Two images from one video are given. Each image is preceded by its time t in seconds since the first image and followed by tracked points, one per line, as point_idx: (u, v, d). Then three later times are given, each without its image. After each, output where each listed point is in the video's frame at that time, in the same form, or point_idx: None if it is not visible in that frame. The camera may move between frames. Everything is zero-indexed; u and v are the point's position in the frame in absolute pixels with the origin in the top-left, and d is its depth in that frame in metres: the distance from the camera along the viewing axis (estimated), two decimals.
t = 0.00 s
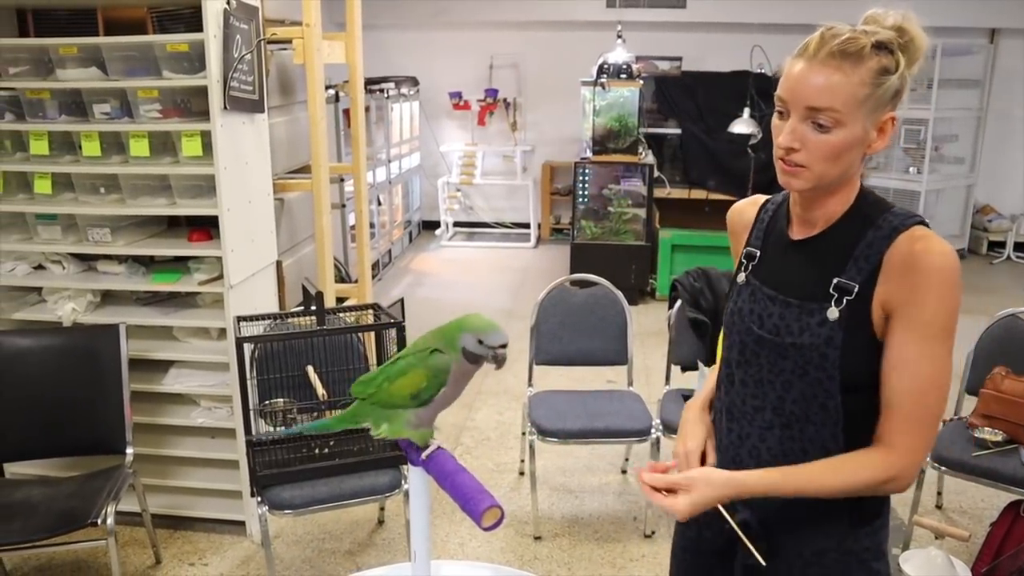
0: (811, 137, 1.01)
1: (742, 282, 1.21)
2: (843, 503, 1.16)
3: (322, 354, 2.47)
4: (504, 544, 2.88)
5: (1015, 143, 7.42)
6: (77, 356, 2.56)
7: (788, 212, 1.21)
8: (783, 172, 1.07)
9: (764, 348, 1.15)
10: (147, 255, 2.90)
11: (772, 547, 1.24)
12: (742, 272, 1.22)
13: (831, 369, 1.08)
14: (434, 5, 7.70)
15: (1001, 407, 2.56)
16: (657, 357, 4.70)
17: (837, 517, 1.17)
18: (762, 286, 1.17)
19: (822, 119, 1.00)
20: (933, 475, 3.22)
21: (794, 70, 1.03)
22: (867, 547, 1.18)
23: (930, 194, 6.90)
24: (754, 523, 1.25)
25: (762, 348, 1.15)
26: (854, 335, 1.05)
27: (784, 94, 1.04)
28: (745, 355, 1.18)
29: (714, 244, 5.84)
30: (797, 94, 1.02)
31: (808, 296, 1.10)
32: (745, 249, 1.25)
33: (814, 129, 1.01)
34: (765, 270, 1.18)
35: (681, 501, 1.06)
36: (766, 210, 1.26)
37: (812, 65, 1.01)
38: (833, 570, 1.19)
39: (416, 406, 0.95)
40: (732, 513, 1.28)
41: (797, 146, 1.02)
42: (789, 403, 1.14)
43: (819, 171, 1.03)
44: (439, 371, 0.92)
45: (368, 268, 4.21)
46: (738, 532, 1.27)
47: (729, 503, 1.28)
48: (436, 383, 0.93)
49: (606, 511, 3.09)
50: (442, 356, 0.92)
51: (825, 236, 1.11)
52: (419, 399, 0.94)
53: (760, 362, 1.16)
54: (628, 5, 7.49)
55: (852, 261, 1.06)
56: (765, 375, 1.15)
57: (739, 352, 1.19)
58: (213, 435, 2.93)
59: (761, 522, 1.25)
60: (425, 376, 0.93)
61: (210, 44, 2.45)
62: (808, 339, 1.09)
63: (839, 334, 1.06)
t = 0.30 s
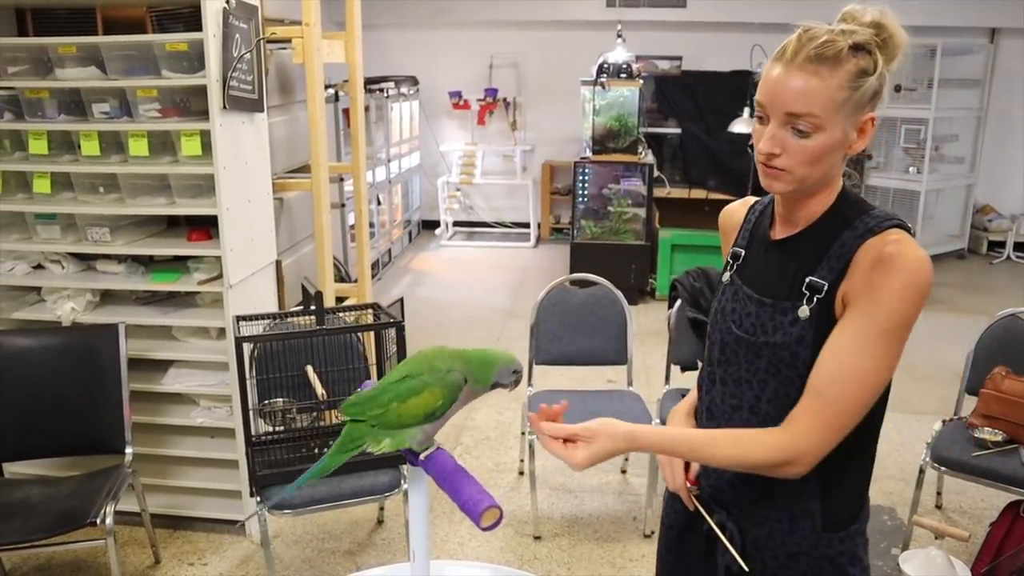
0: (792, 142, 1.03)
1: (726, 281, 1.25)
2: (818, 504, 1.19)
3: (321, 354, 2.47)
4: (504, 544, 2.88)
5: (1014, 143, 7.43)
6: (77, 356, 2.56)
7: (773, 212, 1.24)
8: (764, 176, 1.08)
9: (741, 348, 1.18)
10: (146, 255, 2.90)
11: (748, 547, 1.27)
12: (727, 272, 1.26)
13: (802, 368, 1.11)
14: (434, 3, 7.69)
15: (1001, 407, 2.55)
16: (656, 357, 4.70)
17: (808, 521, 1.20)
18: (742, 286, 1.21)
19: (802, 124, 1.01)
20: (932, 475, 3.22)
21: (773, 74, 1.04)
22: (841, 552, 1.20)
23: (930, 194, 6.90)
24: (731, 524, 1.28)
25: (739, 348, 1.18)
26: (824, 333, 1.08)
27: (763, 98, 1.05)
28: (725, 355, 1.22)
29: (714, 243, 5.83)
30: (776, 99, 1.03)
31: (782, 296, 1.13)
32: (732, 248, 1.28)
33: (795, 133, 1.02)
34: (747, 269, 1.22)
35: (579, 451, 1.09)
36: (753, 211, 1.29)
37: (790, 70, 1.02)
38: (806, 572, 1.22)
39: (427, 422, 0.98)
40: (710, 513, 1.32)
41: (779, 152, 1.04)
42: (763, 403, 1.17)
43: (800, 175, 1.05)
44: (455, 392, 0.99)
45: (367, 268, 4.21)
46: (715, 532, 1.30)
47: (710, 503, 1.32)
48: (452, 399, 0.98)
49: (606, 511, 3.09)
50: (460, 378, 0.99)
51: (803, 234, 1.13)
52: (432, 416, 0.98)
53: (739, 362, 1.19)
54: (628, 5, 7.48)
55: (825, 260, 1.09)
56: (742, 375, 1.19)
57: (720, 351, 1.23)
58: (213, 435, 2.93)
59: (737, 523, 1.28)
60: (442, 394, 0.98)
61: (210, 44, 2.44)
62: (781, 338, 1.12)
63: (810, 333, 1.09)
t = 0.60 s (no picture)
0: (773, 145, 1.03)
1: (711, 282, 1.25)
2: (802, 505, 1.19)
3: (321, 353, 2.46)
4: (504, 544, 2.87)
5: (1015, 142, 7.42)
6: (77, 355, 2.55)
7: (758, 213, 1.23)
8: (747, 179, 1.08)
9: (724, 349, 1.18)
10: (146, 255, 2.90)
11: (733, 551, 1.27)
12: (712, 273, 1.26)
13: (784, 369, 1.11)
14: (434, 2, 7.69)
15: (1001, 407, 2.55)
16: (656, 357, 4.70)
17: (793, 524, 1.20)
18: (726, 286, 1.21)
19: (783, 128, 1.01)
20: (932, 475, 3.22)
21: (752, 77, 1.03)
22: (825, 554, 1.20)
23: (931, 194, 6.89)
24: (715, 527, 1.28)
25: (722, 349, 1.18)
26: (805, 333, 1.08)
27: (743, 101, 1.04)
28: (709, 357, 1.21)
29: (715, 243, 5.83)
30: (756, 103, 1.02)
31: (765, 296, 1.13)
32: (718, 250, 1.28)
33: (776, 137, 1.02)
34: (731, 270, 1.22)
35: (545, 444, 1.09)
36: (739, 213, 1.29)
37: (768, 72, 1.01)
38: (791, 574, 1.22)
39: (431, 423, 0.99)
40: (694, 517, 1.32)
41: (761, 156, 1.04)
42: (746, 405, 1.16)
43: (782, 178, 1.05)
44: (462, 400, 1.03)
45: (367, 267, 4.21)
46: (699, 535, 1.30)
47: (696, 504, 1.32)
48: (457, 403, 1.02)
49: (606, 511, 3.09)
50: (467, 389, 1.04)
51: (785, 235, 1.13)
52: (437, 417, 0.99)
53: (722, 363, 1.19)
54: (628, 4, 7.47)
55: (807, 259, 1.08)
56: (725, 376, 1.19)
57: (704, 353, 1.23)
58: (212, 434, 2.93)
59: (721, 525, 1.28)
60: (451, 396, 1.01)
61: (210, 43, 2.44)
62: (763, 339, 1.12)
63: (792, 333, 1.09)
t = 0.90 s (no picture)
0: (768, 145, 1.02)
1: (703, 283, 1.25)
2: (798, 507, 1.18)
3: (320, 353, 2.46)
4: (504, 543, 2.87)
5: (1015, 142, 7.42)
6: (77, 354, 2.55)
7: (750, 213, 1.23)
8: (740, 180, 1.08)
9: (718, 350, 1.17)
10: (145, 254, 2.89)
11: (729, 552, 1.27)
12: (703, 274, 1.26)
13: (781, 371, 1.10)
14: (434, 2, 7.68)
15: (1002, 407, 2.54)
16: (656, 356, 4.70)
17: (789, 525, 1.19)
18: (719, 287, 1.20)
19: (777, 128, 1.01)
20: (932, 475, 3.22)
21: (745, 77, 1.03)
22: (822, 555, 1.19)
23: (931, 194, 6.89)
24: (711, 529, 1.27)
25: (716, 350, 1.18)
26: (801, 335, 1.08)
27: (736, 101, 1.04)
28: (702, 358, 1.21)
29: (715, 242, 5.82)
30: (750, 103, 1.02)
31: (760, 297, 1.13)
32: (710, 250, 1.28)
33: (770, 137, 1.02)
34: (724, 270, 1.22)
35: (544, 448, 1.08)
36: (730, 213, 1.28)
37: (762, 72, 1.01)
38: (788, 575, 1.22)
39: (430, 421, 0.99)
40: (691, 518, 1.31)
41: (756, 157, 1.03)
42: (741, 407, 1.16)
43: (776, 179, 1.05)
44: (459, 394, 1.02)
45: (367, 267, 4.21)
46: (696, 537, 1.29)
47: (690, 507, 1.31)
48: (454, 399, 1.01)
49: (606, 510, 3.09)
50: (463, 381, 1.03)
51: (778, 236, 1.13)
52: (435, 414, 0.99)
53: (715, 365, 1.18)
54: (629, 3, 7.46)
55: (802, 259, 1.08)
56: (719, 378, 1.18)
57: (698, 354, 1.22)
58: (212, 434, 2.92)
59: (718, 527, 1.27)
60: (447, 392, 1.00)
61: (209, 42, 2.43)
62: (759, 340, 1.11)
63: (788, 334, 1.09)
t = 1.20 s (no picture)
0: (782, 134, 1.01)
1: (688, 284, 1.21)
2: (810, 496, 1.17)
3: (319, 352, 2.46)
4: (503, 543, 2.87)
5: (1015, 141, 7.42)
6: (76, 353, 2.55)
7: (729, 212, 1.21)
8: (744, 171, 1.06)
9: (719, 351, 1.16)
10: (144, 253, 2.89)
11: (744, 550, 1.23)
12: (687, 275, 1.22)
13: (793, 366, 1.10)
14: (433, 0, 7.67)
15: (1002, 406, 2.53)
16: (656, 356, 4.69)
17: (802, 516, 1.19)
18: (711, 287, 1.18)
19: (795, 117, 1.00)
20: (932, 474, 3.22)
21: (759, 65, 1.02)
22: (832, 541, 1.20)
23: (931, 193, 6.89)
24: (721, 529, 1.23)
25: (717, 351, 1.16)
26: (814, 330, 1.08)
27: (751, 89, 1.03)
28: (698, 361, 1.19)
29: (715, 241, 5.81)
30: (767, 91, 1.01)
31: (765, 295, 1.12)
32: (687, 250, 1.25)
33: (784, 126, 1.01)
34: (711, 269, 1.20)
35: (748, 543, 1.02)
36: (703, 210, 1.25)
37: (779, 60, 1.00)
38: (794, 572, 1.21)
39: (423, 415, 0.98)
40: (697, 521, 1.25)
41: (768, 146, 1.02)
42: (748, 405, 1.15)
43: (783, 169, 1.04)
44: (449, 382, 1.00)
45: (366, 266, 4.20)
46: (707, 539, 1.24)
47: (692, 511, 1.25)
48: (445, 390, 0.99)
49: (606, 510, 3.08)
50: (451, 368, 1.01)
51: (774, 234, 1.12)
52: (427, 409, 0.98)
53: (716, 365, 1.16)
54: (629, 2, 7.45)
55: (807, 256, 1.08)
56: (721, 378, 1.16)
57: (692, 357, 1.20)
58: (211, 434, 2.92)
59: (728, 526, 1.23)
60: (437, 384, 0.99)
61: (207, 41, 2.43)
62: (768, 338, 1.10)
63: (800, 330, 1.08)
